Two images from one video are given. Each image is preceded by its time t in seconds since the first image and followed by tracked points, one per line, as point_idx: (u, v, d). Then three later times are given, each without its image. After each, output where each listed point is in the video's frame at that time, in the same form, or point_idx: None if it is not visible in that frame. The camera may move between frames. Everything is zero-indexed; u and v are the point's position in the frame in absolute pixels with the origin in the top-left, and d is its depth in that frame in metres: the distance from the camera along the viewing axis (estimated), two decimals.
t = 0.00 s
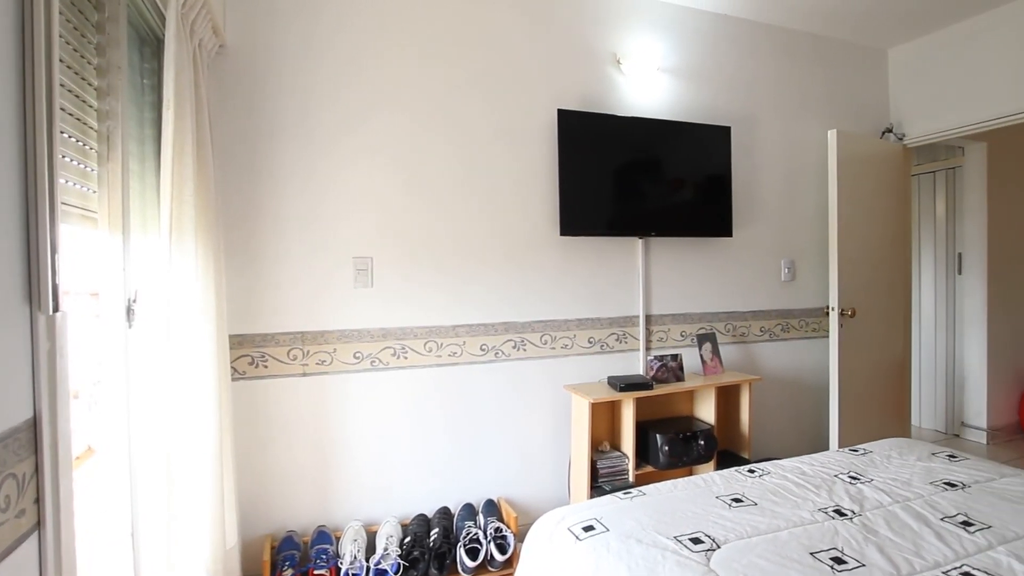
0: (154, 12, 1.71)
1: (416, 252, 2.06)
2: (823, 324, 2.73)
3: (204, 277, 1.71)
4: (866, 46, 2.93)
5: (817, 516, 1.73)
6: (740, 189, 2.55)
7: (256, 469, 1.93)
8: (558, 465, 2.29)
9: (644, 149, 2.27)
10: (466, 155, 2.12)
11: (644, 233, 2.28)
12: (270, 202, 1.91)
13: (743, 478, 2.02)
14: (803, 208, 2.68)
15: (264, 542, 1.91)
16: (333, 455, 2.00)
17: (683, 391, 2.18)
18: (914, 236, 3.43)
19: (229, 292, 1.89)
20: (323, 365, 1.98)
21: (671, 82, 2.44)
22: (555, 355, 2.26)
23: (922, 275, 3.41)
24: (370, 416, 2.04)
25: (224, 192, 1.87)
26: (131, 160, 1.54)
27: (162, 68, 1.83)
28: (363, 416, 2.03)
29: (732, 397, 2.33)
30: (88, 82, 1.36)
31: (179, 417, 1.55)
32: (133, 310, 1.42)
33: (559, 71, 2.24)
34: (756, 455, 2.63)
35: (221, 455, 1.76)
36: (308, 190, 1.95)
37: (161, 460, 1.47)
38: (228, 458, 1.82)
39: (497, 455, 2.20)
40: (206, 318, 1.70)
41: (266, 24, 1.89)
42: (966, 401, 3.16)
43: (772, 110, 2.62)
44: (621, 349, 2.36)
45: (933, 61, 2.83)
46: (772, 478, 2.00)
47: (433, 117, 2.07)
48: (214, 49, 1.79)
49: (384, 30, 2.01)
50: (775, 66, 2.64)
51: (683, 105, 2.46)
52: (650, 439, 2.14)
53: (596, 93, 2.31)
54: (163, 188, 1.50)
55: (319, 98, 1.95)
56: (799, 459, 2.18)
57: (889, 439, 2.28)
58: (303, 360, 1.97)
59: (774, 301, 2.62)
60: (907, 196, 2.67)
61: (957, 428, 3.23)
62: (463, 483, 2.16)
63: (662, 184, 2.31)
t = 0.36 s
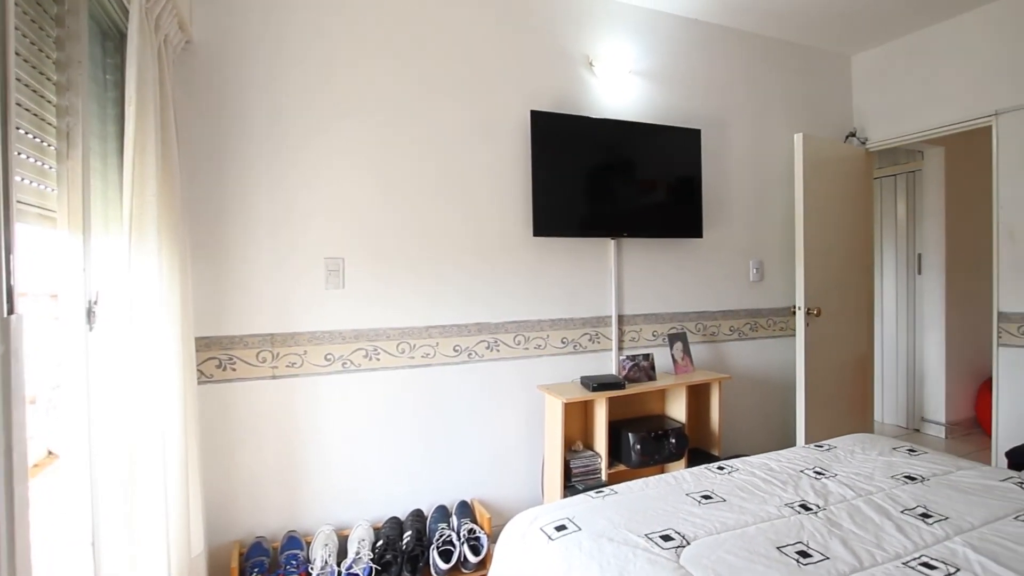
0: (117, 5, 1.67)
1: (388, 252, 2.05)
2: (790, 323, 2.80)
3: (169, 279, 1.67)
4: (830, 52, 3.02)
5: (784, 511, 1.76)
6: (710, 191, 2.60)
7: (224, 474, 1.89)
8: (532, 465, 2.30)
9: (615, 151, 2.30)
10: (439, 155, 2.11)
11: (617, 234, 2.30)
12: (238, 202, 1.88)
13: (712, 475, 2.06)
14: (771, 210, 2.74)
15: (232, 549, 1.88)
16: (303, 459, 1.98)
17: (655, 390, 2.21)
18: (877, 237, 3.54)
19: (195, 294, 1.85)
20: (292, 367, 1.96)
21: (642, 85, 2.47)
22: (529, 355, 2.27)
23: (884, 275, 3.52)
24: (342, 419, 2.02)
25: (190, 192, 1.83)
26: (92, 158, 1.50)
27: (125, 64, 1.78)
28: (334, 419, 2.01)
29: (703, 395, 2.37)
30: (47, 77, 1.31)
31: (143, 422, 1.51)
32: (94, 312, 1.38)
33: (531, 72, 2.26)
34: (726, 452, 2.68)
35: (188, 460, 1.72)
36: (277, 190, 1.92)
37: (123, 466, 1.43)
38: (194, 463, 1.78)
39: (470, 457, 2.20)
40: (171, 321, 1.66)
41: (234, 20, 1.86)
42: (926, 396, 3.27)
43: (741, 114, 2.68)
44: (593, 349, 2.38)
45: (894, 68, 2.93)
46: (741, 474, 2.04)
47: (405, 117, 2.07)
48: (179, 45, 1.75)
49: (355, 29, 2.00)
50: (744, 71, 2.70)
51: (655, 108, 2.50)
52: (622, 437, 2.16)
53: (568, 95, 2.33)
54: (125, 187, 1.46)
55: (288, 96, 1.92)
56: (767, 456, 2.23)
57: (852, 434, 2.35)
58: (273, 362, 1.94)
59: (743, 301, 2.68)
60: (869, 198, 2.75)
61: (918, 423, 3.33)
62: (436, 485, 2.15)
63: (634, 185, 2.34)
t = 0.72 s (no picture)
0: None
1: (358, 253, 2.03)
2: (758, 323, 2.85)
3: (128, 280, 1.61)
4: (795, 57, 3.09)
5: (751, 506, 1.80)
6: (680, 192, 2.64)
7: (187, 481, 1.84)
8: (504, 465, 2.30)
9: (587, 152, 2.31)
10: (410, 155, 2.10)
11: (588, 235, 2.31)
12: (201, 201, 1.83)
13: (682, 473, 2.08)
14: (739, 211, 2.80)
15: (196, 557, 1.82)
16: (270, 463, 1.93)
17: (626, 389, 2.23)
18: (840, 238, 3.64)
19: (155, 295, 1.79)
20: (259, 371, 1.91)
21: (614, 87, 2.49)
22: (501, 355, 2.27)
23: (847, 275, 3.62)
24: (310, 422, 1.98)
25: (151, 190, 1.78)
26: (45, 154, 1.44)
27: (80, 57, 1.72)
28: (302, 422, 1.97)
29: (673, 394, 2.40)
30: None
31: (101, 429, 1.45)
32: (48, 315, 1.30)
33: (503, 73, 2.26)
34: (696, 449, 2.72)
35: (149, 467, 1.67)
36: (243, 189, 1.88)
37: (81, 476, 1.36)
38: (156, 471, 1.73)
39: (442, 459, 2.18)
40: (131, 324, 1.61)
41: (197, 15, 1.81)
42: (887, 392, 3.37)
43: (710, 116, 2.73)
44: (565, 349, 2.39)
45: (856, 74, 3.02)
46: (709, 471, 2.07)
47: (375, 116, 2.04)
48: (139, 38, 1.70)
49: (323, 25, 1.97)
50: (712, 75, 2.75)
51: (626, 110, 2.52)
52: (594, 437, 2.18)
53: (540, 95, 2.33)
54: (81, 185, 1.41)
55: (254, 93, 1.88)
56: (735, 452, 2.27)
57: (817, 430, 2.41)
58: (238, 366, 1.89)
59: (712, 300, 2.72)
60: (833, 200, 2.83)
61: (879, 419, 3.44)
62: (408, 488, 2.13)
63: (606, 186, 2.35)
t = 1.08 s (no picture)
0: None
1: (326, 253, 2.00)
2: (726, 322, 2.91)
3: (84, 281, 1.55)
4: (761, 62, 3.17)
5: (718, 502, 1.82)
6: (651, 193, 2.67)
7: (148, 489, 1.78)
8: (476, 467, 2.30)
9: (558, 153, 2.32)
10: (379, 154, 2.08)
11: (560, 235, 2.32)
12: (162, 199, 1.78)
13: (651, 471, 2.10)
14: (708, 212, 2.85)
15: (156, 568, 1.76)
16: (235, 469, 1.89)
17: (597, 389, 2.24)
18: (805, 239, 3.73)
19: (112, 297, 1.73)
20: (223, 374, 1.87)
21: (585, 89, 2.51)
22: (473, 356, 2.26)
23: (812, 276, 3.71)
24: (277, 426, 1.94)
25: (109, 188, 1.72)
26: None
27: (31, 48, 1.65)
28: (269, 427, 1.93)
29: (644, 393, 2.43)
30: None
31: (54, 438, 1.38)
32: None
33: (474, 73, 2.25)
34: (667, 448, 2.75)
35: (106, 475, 1.61)
36: (206, 187, 1.83)
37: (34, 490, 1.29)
38: (115, 479, 1.66)
39: (413, 461, 2.16)
40: (87, 327, 1.54)
41: (157, 8, 1.76)
42: (850, 389, 3.47)
43: (679, 119, 2.77)
44: (537, 350, 2.40)
45: (819, 79, 3.10)
46: (678, 469, 2.10)
47: (344, 115, 2.02)
48: (95, 31, 1.64)
49: (290, 22, 1.93)
50: (682, 78, 2.79)
51: (597, 111, 2.54)
52: (566, 437, 2.19)
53: (511, 96, 2.33)
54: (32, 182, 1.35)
55: (217, 90, 1.84)
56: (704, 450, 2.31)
57: (782, 427, 2.47)
58: (201, 370, 1.84)
59: (682, 300, 2.76)
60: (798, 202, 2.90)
61: (843, 415, 3.53)
62: (378, 491, 2.11)
63: (577, 187, 2.37)
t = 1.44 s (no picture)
0: None
1: (293, 253, 1.97)
2: (695, 322, 2.95)
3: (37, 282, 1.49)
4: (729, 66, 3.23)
5: (688, 500, 1.84)
6: (622, 194, 2.70)
7: (106, 498, 1.72)
8: (447, 468, 2.28)
9: (530, 153, 2.33)
10: (348, 154, 2.06)
11: (532, 236, 2.32)
12: (121, 197, 1.73)
13: (622, 469, 2.12)
14: (678, 214, 2.89)
15: None
16: (198, 475, 1.84)
17: (569, 388, 2.25)
18: (772, 240, 3.81)
19: (67, 298, 1.66)
20: (185, 378, 1.82)
21: (556, 90, 2.52)
22: (444, 357, 2.25)
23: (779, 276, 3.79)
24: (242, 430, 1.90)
25: (64, 185, 1.65)
26: None
27: None
28: (234, 431, 1.89)
29: (615, 392, 2.45)
30: None
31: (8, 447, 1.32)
32: None
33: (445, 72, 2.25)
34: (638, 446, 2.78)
35: (60, 483, 1.54)
36: (168, 186, 1.78)
37: None
38: (71, 489, 1.60)
39: (383, 464, 2.14)
40: (41, 331, 1.48)
41: None
42: (815, 386, 3.55)
43: (650, 121, 2.80)
44: (509, 350, 2.40)
45: (785, 84, 3.18)
46: (649, 467, 2.12)
47: (312, 113, 1.99)
48: (50, 22, 1.58)
49: (256, 18, 1.90)
50: (652, 81, 2.83)
51: (569, 113, 2.56)
52: (538, 437, 2.19)
53: (483, 96, 2.33)
54: None
55: (180, 85, 1.79)
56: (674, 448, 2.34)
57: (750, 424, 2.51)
58: (162, 373, 1.79)
59: (653, 300, 2.80)
60: (765, 204, 2.97)
61: (809, 412, 3.62)
62: (347, 494, 2.08)
63: (549, 187, 2.37)
